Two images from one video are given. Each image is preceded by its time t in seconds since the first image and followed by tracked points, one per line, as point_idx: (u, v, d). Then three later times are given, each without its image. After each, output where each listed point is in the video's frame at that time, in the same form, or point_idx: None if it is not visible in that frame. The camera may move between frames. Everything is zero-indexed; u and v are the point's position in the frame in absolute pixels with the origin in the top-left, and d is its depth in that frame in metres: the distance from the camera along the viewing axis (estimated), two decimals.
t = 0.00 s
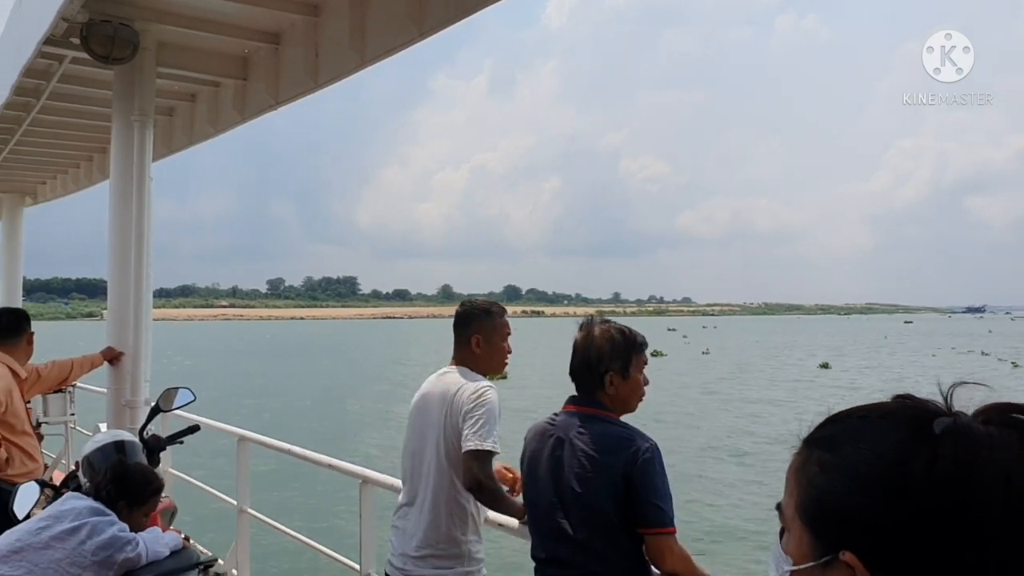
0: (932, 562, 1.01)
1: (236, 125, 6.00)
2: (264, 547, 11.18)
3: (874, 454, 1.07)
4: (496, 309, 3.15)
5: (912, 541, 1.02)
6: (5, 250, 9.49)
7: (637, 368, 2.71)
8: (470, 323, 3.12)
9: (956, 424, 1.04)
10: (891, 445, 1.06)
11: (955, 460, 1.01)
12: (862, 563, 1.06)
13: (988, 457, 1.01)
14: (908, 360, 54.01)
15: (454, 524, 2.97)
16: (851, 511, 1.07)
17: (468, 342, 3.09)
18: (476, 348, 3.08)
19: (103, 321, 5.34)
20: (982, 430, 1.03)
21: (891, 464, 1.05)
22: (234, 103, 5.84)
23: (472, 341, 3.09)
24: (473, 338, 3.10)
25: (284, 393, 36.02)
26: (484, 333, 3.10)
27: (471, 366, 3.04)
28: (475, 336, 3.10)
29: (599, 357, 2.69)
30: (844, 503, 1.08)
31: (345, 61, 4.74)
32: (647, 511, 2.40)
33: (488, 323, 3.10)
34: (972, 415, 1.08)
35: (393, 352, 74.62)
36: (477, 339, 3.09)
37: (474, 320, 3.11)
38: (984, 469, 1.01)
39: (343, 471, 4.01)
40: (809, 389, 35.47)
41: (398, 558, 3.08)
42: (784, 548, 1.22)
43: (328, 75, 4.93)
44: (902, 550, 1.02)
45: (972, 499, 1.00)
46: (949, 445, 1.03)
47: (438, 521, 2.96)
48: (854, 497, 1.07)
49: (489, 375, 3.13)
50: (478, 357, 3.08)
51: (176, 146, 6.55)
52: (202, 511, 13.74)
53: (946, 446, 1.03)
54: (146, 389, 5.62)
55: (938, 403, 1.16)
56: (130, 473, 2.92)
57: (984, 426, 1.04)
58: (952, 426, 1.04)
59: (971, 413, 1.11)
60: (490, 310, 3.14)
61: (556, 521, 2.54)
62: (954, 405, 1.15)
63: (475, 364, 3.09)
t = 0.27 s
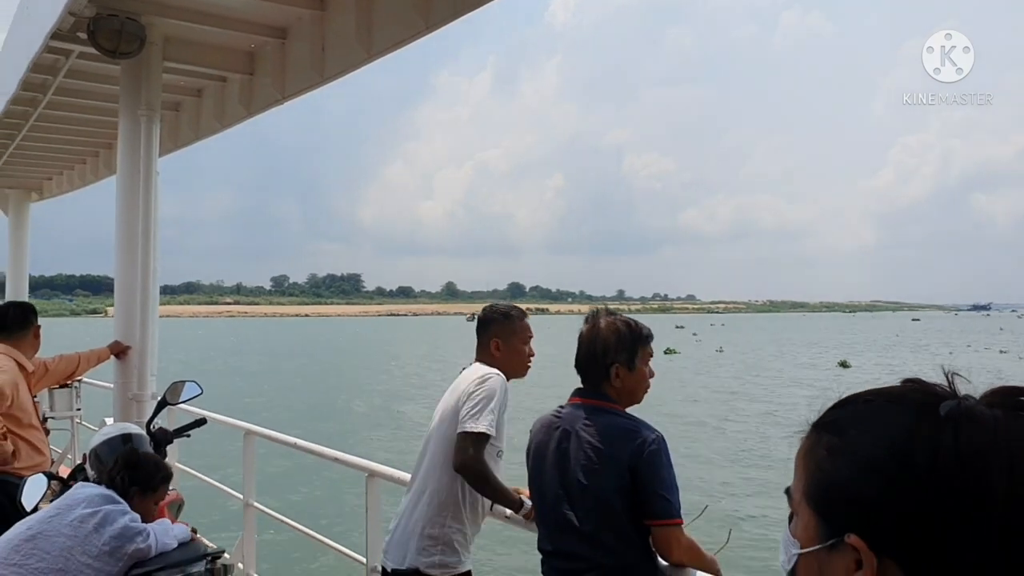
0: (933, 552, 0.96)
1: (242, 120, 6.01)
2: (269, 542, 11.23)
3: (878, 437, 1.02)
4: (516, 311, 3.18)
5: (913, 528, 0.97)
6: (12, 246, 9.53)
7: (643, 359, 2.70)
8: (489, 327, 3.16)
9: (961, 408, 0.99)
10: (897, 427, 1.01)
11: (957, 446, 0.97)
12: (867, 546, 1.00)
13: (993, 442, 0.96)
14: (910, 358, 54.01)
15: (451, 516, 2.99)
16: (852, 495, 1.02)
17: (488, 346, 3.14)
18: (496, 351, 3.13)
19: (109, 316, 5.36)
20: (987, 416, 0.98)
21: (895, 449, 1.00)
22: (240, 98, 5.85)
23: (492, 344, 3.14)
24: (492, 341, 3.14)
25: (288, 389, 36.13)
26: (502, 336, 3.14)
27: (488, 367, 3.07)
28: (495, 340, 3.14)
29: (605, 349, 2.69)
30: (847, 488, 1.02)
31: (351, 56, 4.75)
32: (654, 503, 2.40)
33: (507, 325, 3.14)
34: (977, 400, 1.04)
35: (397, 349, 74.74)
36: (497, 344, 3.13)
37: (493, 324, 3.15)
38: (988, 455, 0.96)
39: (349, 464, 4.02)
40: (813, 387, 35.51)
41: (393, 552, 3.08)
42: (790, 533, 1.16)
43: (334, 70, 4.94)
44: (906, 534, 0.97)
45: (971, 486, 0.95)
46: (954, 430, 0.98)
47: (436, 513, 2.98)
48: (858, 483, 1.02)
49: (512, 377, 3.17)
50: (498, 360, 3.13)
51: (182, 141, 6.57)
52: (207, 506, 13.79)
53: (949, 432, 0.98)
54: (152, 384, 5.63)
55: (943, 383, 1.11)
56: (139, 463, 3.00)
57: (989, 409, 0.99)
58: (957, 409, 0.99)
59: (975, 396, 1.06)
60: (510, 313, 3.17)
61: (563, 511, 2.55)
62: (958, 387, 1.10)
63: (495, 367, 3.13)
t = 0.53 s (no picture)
0: (939, 528, 0.93)
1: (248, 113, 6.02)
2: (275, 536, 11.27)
3: (882, 414, 0.99)
4: (539, 316, 3.18)
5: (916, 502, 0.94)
6: (20, 240, 9.57)
7: (648, 348, 2.71)
8: (512, 330, 3.17)
9: (965, 384, 0.96)
10: (900, 403, 0.98)
11: (959, 422, 0.93)
12: (872, 522, 0.98)
13: (996, 417, 0.93)
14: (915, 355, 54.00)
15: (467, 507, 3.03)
16: (856, 469, 0.99)
17: (511, 350, 3.16)
18: (518, 355, 3.14)
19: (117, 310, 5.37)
20: (992, 390, 0.95)
21: (898, 425, 0.97)
22: (247, 91, 5.86)
23: (514, 348, 3.16)
24: (515, 346, 3.16)
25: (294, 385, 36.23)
26: (524, 340, 3.15)
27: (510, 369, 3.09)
28: (517, 344, 3.15)
29: (611, 338, 2.70)
30: (851, 464, 1.00)
31: (358, 48, 4.76)
32: (660, 491, 2.40)
33: (529, 329, 3.15)
34: (980, 374, 1.00)
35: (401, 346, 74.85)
36: (519, 348, 3.15)
37: (516, 326, 3.16)
38: (991, 429, 0.92)
39: (356, 456, 4.03)
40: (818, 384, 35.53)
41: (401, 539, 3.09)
42: (797, 511, 1.14)
43: (340, 62, 4.94)
44: (909, 510, 0.94)
45: (975, 458, 0.92)
46: (957, 405, 0.95)
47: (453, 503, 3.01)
48: (865, 458, 0.99)
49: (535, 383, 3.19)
50: (520, 364, 3.14)
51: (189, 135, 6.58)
52: (213, 500, 13.84)
53: (953, 407, 0.95)
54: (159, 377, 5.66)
55: (945, 358, 1.08)
56: (142, 448, 3.09)
57: (993, 384, 0.96)
58: (961, 385, 0.96)
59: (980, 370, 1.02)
60: (532, 317, 3.18)
61: (569, 500, 2.55)
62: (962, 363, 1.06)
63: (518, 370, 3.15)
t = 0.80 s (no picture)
0: (938, 502, 0.94)
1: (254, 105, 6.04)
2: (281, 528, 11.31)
3: (882, 390, 1.00)
4: (533, 305, 3.22)
5: (915, 477, 0.95)
6: (27, 233, 9.61)
7: (654, 336, 2.72)
8: (506, 321, 3.21)
9: (963, 359, 0.96)
10: (900, 378, 0.99)
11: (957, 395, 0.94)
12: (872, 495, 0.99)
13: (994, 391, 0.93)
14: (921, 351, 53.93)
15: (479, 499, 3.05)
16: (857, 443, 1.00)
17: (505, 341, 3.19)
18: (513, 346, 3.18)
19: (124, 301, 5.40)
20: (990, 365, 0.95)
21: (897, 401, 0.98)
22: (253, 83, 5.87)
23: (509, 339, 3.19)
24: (510, 337, 3.19)
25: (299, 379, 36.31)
26: (518, 331, 3.18)
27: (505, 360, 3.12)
28: (511, 335, 3.18)
29: (617, 327, 2.70)
30: (852, 439, 1.01)
31: (364, 39, 4.77)
32: (663, 478, 2.41)
33: (523, 320, 3.18)
34: (978, 349, 1.01)
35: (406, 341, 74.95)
36: (514, 338, 3.18)
37: (510, 318, 3.19)
38: (989, 404, 0.93)
39: (362, 446, 4.05)
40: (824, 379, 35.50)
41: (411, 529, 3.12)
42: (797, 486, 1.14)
43: (346, 54, 4.96)
44: (908, 484, 0.95)
45: (972, 432, 0.92)
46: (954, 379, 0.95)
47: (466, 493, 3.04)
48: (866, 432, 1.00)
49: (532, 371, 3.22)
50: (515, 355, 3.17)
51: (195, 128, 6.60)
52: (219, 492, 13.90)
53: (951, 382, 0.95)
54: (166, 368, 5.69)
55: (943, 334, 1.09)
56: (150, 429, 3.11)
57: (991, 358, 0.97)
58: (959, 359, 0.97)
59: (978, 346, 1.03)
60: (526, 307, 3.21)
61: (573, 486, 2.57)
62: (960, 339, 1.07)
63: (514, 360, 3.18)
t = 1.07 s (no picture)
0: (940, 462, 0.94)
1: (260, 86, 6.05)
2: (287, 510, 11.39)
3: (885, 352, 0.99)
4: (537, 285, 3.24)
5: (918, 439, 0.95)
6: (34, 215, 9.65)
7: (659, 313, 2.69)
8: (510, 301, 3.24)
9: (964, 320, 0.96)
10: (902, 340, 0.99)
11: (959, 356, 0.94)
12: (876, 456, 0.99)
13: (996, 353, 0.94)
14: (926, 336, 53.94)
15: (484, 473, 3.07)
16: (860, 405, 1.00)
17: (510, 321, 3.22)
18: (518, 325, 3.21)
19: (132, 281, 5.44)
20: (991, 326, 0.96)
21: (900, 364, 0.98)
22: (259, 64, 5.88)
23: (514, 320, 3.22)
24: (515, 317, 3.22)
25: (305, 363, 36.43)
26: (523, 311, 3.21)
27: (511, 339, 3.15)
28: (515, 314, 3.22)
29: (622, 305, 2.68)
30: (855, 401, 1.01)
31: (370, 19, 4.77)
32: (669, 452, 2.43)
33: (527, 299, 3.20)
34: (979, 311, 1.01)
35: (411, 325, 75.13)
36: (518, 318, 3.21)
37: (514, 298, 3.22)
38: (991, 365, 0.93)
39: (369, 424, 4.08)
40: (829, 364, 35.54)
41: (416, 500, 3.15)
42: (799, 451, 1.14)
43: (352, 34, 4.97)
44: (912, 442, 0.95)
45: (974, 393, 0.93)
46: (955, 340, 0.96)
47: (470, 466, 3.06)
48: (869, 394, 0.99)
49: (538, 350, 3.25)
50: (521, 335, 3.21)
51: (201, 109, 6.62)
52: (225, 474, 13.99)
53: (953, 344, 0.95)
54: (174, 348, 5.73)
55: (946, 297, 1.08)
56: (160, 403, 3.12)
57: (994, 320, 0.97)
58: (961, 320, 0.97)
59: (979, 309, 1.03)
60: (531, 287, 3.23)
61: (580, 461, 2.59)
62: (961, 302, 1.07)
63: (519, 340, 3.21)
